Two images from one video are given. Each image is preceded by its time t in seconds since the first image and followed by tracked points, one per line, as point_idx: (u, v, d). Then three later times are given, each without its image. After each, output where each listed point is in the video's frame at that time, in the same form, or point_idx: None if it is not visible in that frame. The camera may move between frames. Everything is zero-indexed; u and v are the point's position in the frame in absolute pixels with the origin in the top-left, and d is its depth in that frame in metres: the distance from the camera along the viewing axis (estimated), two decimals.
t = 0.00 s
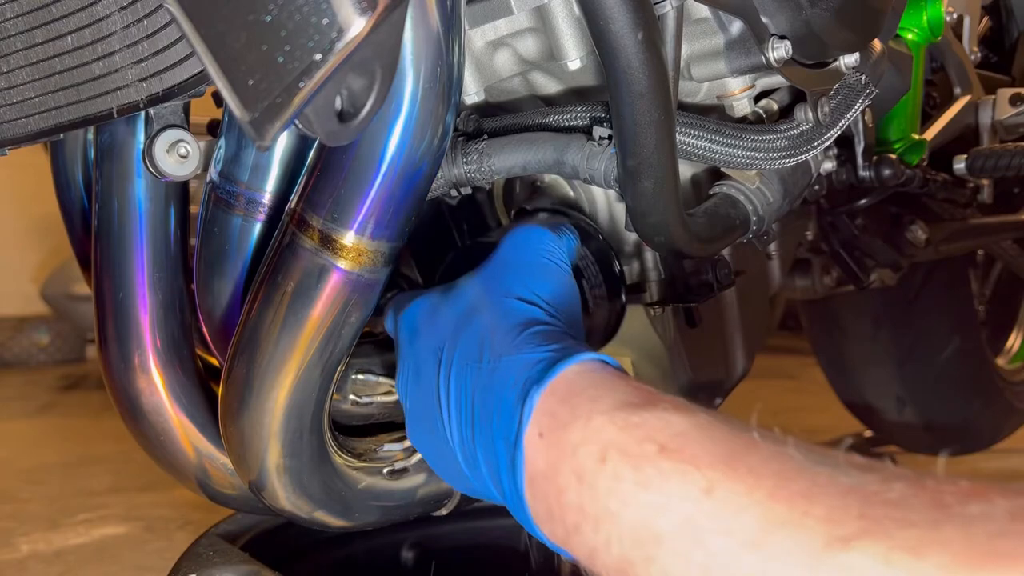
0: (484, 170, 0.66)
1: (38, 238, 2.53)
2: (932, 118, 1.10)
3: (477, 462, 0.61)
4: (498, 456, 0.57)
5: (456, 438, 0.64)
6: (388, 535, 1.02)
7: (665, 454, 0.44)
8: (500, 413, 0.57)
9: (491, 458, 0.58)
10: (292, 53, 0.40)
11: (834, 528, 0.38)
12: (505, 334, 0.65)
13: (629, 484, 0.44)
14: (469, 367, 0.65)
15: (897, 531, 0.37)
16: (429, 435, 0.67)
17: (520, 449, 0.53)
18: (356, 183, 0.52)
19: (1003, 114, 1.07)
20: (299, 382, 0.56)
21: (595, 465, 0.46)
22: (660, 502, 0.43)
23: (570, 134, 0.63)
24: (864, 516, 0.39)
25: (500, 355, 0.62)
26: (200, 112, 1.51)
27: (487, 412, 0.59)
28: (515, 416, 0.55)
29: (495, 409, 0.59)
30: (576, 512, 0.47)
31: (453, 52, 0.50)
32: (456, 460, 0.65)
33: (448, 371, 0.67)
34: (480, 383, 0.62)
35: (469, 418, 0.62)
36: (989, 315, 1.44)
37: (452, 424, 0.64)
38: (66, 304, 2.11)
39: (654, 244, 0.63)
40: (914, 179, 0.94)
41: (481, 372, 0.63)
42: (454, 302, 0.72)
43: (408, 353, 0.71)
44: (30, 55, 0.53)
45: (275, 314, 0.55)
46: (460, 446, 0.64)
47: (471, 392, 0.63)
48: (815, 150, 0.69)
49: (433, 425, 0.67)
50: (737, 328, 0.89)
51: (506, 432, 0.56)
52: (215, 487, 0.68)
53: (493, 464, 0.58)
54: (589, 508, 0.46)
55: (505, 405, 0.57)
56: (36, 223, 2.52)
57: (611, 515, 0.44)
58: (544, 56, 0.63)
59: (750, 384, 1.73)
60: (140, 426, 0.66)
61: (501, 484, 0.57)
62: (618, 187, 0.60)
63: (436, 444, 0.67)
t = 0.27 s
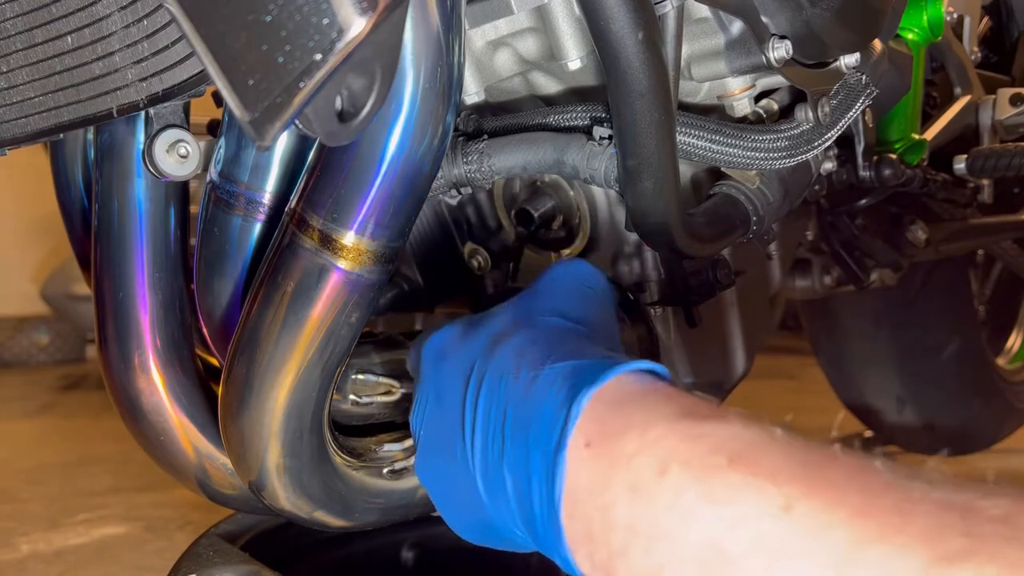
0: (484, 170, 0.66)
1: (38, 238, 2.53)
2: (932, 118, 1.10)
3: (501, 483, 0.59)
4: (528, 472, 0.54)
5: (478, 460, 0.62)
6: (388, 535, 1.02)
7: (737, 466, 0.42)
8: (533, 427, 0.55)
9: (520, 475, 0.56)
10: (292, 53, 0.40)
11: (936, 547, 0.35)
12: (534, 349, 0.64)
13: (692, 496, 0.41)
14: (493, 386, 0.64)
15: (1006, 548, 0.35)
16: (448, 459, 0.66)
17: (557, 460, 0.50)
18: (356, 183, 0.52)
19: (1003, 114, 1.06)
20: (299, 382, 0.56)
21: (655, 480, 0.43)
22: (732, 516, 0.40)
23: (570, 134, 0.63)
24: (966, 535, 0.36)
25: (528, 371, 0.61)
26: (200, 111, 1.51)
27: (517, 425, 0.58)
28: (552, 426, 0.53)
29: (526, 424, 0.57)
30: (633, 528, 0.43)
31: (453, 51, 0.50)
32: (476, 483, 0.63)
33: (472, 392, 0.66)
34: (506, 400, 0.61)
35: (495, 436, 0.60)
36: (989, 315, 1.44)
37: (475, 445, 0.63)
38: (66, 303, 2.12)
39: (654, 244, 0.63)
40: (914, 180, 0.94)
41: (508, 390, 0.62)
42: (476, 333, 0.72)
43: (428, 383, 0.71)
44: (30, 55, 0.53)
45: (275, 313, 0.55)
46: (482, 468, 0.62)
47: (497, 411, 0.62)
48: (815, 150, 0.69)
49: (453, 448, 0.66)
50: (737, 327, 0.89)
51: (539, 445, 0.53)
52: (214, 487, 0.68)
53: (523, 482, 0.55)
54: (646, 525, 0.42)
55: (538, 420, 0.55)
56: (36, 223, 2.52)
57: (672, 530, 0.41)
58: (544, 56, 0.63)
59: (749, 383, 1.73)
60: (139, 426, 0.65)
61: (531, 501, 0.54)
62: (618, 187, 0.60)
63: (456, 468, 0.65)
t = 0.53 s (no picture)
0: (484, 170, 0.66)
1: (38, 238, 2.53)
2: (932, 118, 1.10)
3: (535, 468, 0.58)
4: (572, 443, 0.53)
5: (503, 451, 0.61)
6: (388, 535, 1.02)
7: (816, 415, 0.38)
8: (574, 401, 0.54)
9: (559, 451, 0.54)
10: (292, 53, 0.40)
11: None
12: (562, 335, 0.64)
13: (760, 449, 0.38)
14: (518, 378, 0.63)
15: None
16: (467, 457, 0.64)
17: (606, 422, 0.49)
18: (356, 183, 0.52)
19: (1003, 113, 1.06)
20: (299, 382, 0.56)
21: (723, 433, 0.40)
22: (803, 471, 0.36)
23: (570, 134, 0.63)
24: None
25: (561, 356, 0.61)
26: (200, 111, 1.52)
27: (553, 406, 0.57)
28: (601, 393, 0.52)
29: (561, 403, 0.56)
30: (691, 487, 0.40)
31: (453, 51, 0.50)
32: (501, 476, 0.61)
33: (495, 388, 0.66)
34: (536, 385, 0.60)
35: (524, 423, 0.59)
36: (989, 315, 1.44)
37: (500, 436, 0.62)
38: (66, 303, 2.12)
39: (654, 243, 0.63)
40: (914, 180, 0.94)
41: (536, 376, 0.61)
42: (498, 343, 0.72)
43: (449, 392, 0.71)
44: (29, 55, 0.53)
45: (275, 313, 0.55)
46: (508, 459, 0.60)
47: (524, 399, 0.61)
48: (815, 150, 0.69)
49: (473, 444, 0.64)
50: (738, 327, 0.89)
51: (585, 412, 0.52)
52: (214, 487, 0.68)
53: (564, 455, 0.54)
54: (705, 478, 0.39)
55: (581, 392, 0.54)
56: (36, 223, 2.52)
57: (736, 484, 0.38)
58: (544, 56, 0.63)
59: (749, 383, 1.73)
60: (140, 426, 0.65)
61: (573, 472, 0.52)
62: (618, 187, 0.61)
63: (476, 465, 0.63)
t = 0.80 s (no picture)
0: (484, 170, 0.66)
1: (38, 238, 2.53)
2: (932, 118, 1.10)
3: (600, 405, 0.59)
4: (657, 371, 0.55)
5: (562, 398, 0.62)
6: (389, 535, 1.02)
7: (922, 346, 0.42)
8: (661, 337, 0.57)
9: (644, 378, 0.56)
10: (292, 53, 0.40)
11: None
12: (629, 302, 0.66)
13: (863, 365, 0.42)
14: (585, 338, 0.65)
15: None
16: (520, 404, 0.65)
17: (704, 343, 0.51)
18: (356, 183, 0.52)
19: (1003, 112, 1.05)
20: (299, 382, 0.56)
21: (827, 352, 0.43)
22: (901, 382, 0.40)
23: (570, 134, 0.63)
24: None
25: (640, 324, 0.61)
26: (200, 111, 1.52)
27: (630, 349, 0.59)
28: (693, 336, 0.54)
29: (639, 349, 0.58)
30: (786, 406, 0.43)
31: (453, 51, 0.50)
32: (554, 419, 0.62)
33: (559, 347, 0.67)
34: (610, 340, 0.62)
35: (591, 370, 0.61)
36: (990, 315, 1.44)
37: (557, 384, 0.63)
38: (66, 303, 2.12)
39: (655, 243, 0.63)
40: (914, 181, 0.95)
41: (614, 330, 0.63)
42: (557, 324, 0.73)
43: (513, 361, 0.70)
44: (29, 55, 0.53)
45: (275, 313, 0.55)
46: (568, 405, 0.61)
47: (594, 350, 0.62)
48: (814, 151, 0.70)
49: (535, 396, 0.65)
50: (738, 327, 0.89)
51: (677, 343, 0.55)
52: (214, 487, 0.68)
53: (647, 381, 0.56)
54: (802, 390, 0.43)
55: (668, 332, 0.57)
56: (36, 222, 2.52)
57: (830, 394, 0.41)
58: (544, 56, 0.63)
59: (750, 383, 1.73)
60: (140, 426, 0.66)
61: (653, 395, 0.54)
62: (618, 188, 0.61)
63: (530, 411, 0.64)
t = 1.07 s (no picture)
0: (484, 170, 0.66)
1: (38, 238, 2.53)
2: (932, 118, 1.10)
3: (734, 368, 0.60)
4: (806, 341, 0.57)
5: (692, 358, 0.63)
6: (389, 535, 1.02)
7: None
8: (811, 317, 0.58)
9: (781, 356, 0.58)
10: (292, 53, 0.40)
11: None
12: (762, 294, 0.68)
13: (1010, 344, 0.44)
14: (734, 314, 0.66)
15: None
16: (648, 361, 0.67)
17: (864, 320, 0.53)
18: (356, 183, 0.52)
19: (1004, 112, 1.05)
20: (299, 382, 0.56)
21: (976, 332, 0.46)
22: None
23: (570, 134, 0.63)
24: None
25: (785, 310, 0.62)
26: (200, 111, 1.52)
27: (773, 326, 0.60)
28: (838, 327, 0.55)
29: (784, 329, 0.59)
30: (946, 367, 0.45)
31: (453, 52, 0.50)
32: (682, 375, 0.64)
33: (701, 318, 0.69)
34: (753, 315, 0.63)
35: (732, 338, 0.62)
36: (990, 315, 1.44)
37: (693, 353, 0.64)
38: (66, 303, 2.12)
39: (655, 244, 0.63)
40: (914, 180, 0.95)
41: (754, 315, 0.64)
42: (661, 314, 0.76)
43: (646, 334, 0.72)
44: (29, 55, 0.53)
45: (276, 313, 0.55)
46: (699, 364, 0.63)
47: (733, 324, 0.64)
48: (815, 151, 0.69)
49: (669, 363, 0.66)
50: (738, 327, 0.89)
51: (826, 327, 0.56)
52: (215, 487, 0.68)
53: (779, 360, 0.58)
54: (953, 361, 0.45)
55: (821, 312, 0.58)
56: (36, 222, 2.52)
57: (978, 367, 0.44)
58: (544, 56, 0.63)
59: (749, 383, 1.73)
60: (140, 426, 0.66)
61: (798, 361, 0.56)
62: (618, 187, 0.60)
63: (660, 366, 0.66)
